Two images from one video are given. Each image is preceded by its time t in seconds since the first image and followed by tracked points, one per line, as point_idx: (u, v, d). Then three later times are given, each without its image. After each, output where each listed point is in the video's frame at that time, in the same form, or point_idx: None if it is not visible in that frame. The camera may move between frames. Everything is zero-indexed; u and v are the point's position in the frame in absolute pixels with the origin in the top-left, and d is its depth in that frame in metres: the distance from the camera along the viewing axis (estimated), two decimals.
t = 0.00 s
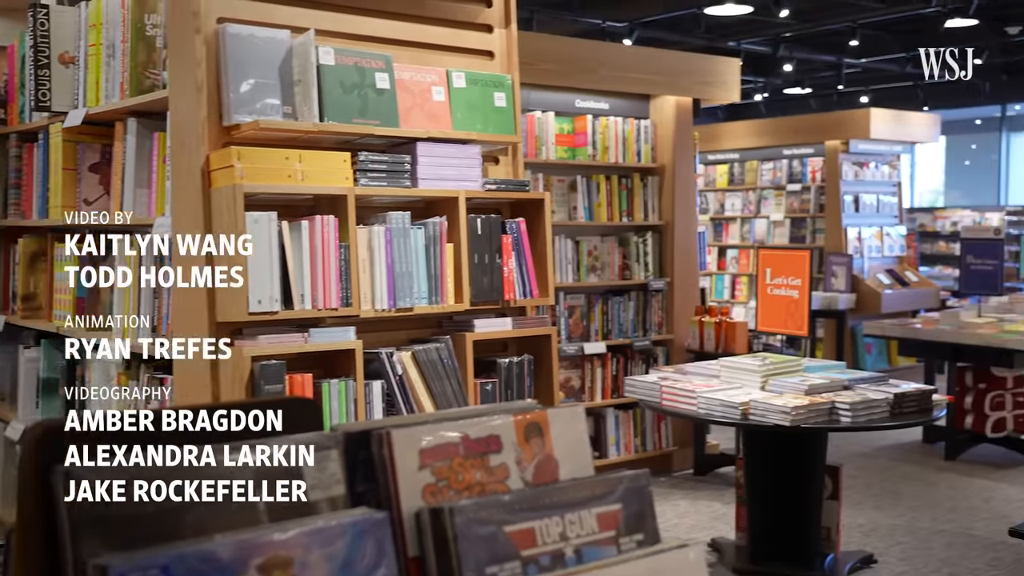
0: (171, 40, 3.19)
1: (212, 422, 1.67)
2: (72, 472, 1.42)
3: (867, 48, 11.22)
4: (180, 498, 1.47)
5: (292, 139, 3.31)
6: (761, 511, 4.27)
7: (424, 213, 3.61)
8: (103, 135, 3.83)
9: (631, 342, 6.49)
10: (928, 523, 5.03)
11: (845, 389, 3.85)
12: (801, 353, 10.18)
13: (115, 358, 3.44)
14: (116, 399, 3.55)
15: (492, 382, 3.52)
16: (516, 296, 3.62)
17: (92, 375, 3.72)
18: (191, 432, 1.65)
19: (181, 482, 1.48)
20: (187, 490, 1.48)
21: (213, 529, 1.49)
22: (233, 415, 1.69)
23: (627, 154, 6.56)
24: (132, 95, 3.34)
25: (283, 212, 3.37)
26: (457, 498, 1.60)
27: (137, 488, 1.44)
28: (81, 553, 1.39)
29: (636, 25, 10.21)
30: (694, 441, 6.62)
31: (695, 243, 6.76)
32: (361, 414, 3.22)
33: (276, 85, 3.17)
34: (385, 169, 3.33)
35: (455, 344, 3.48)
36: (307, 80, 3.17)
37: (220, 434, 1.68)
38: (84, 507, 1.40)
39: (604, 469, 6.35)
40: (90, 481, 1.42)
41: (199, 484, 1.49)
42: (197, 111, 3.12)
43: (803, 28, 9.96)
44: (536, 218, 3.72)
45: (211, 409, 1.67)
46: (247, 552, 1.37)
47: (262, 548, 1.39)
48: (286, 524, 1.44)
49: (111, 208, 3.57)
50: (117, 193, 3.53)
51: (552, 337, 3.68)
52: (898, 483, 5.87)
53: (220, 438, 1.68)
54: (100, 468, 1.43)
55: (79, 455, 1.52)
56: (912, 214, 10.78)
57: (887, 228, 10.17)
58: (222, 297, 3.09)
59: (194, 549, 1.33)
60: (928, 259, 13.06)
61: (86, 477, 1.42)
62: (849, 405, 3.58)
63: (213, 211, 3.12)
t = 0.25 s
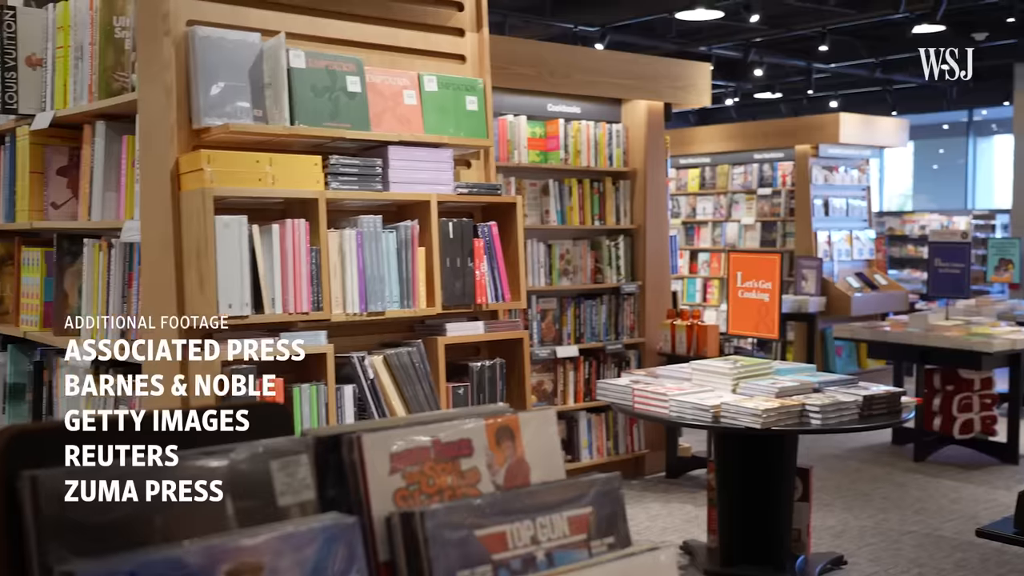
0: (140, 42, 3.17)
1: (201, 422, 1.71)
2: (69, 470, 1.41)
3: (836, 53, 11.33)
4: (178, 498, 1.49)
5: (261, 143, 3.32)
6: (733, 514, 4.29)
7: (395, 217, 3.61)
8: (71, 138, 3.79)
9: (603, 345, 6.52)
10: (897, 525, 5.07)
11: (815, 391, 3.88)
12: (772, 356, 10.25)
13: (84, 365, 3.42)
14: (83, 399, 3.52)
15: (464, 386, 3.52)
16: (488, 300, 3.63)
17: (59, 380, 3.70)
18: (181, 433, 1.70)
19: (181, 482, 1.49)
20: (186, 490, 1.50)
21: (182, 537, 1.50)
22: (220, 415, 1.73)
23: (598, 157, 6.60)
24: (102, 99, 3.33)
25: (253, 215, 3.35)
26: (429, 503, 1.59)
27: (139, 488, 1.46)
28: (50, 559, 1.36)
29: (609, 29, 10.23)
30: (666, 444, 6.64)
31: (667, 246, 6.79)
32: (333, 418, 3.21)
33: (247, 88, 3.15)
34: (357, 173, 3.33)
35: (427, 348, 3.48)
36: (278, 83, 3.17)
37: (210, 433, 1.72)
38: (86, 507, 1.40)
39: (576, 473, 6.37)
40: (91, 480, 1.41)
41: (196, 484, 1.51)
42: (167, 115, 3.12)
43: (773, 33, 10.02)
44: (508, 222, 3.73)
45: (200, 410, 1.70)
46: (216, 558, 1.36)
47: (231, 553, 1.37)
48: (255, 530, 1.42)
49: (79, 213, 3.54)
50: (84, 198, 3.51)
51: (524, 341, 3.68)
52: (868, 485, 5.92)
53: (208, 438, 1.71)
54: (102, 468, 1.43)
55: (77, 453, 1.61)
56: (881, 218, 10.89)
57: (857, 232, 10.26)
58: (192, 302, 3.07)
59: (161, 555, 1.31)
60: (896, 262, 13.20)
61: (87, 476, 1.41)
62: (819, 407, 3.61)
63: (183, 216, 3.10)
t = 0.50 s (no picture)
0: (108, 43, 3.15)
1: (201, 422, 1.73)
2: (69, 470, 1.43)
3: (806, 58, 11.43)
4: (178, 499, 1.52)
5: (230, 146, 3.29)
6: (705, 516, 4.30)
7: (366, 220, 3.60)
8: (38, 141, 3.76)
9: (575, 348, 6.52)
10: (866, 526, 5.12)
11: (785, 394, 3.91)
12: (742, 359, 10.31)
13: (50, 370, 3.39)
14: (50, 403, 3.49)
15: (435, 390, 3.53)
16: (459, 303, 3.64)
17: (26, 386, 3.66)
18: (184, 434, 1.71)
19: (180, 483, 1.52)
20: (187, 491, 1.53)
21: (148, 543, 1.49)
22: (220, 415, 1.76)
23: (570, 161, 6.59)
24: (69, 100, 3.30)
25: (223, 218, 3.34)
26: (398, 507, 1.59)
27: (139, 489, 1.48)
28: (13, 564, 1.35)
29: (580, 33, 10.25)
30: (638, 446, 6.66)
31: (638, 250, 6.82)
32: (303, 423, 3.16)
33: (215, 90, 3.14)
34: (327, 176, 3.31)
35: (398, 352, 3.48)
36: (247, 85, 3.15)
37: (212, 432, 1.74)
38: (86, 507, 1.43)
39: (548, 476, 6.37)
40: (92, 481, 1.44)
41: (196, 484, 1.54)
42: (134, 117, 3.08)
43: (743, 37, 10.09)
44: (480, 225, 3.73)
45: (201, 410, 1.73)
46: (182, 563, 1.34)
47: (197, 559, 1.36)
48: (222, 535, 1.41)
49: (46, 215, 3.51)
50: (50, 201, 3.48)
51: (495, 345, 3.68)
52: (838, 486, 5.96)
53: (208, 437, 1.73)
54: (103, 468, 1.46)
55: (76, 454, 1.63)
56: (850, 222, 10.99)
57: (826, 235, 10.34)
58: (160, 306, 3.05)
59: (125, 561, 1.30)
60: (865, 265, 13.32)
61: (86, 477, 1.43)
62: (789, 409, 3.64)
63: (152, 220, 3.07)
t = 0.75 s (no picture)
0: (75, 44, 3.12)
1: (200, 422, 1.79)
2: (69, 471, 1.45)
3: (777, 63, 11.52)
4: (179, 500, 1.53)
5: (199, 148, 3.27)
6: (676, 517, 4.32)
7: (336, 223, 3.59)
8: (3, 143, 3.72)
9: (547, 351, 6.53)
10: (835, 527, 5.15)
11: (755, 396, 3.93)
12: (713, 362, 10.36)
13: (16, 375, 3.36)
14: (15, 409, 3.46)
15: (406, 393, 3.52)
16: (430, 307, 3.64)
17: None
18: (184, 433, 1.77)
19: (180, 483, 1.53)
20: (186, 491, 1.54)
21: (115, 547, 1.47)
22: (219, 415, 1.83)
23: (541, 164, 6.59)
24: (35, 102, 3.27)
25: (190, 221, 3.32)
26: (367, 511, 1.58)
27: (138, 489, 1.49)
28: None
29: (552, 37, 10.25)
30: (609, 449, 6.68)
31: (609, 254, 6.85)
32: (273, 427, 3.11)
33: (184, 93, 3.12)
34: (297, 179, 3.29)
35: (369, 355, 3.47)
36: (216, 88, 3.13)
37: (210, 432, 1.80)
38: (85, 507, 1.45)
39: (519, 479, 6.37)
40: (92, 481, 1.46)
41: (197, 484, 1.54)
42: (102, 119, 3.07)
43: (714, 42, 10.15)
44: (451, 228, 3.73)
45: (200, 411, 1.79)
46: (149, 569, 1.33)
47: (165, 564, 1.34)
48: (190, 540, 1.39)
49: (11, 218, 3.47)
50: (16, 204, 3.45)
51: (466, 348, 3.69)
52: (809, 488, 6.00)
53: (207, 436, 1.79)
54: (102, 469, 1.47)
55: (77, 453, 1.71)
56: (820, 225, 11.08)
57: (796, 239, 10.41)
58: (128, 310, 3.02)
59: (90, 568, 1.29)
60: (835, 268, 13.44)
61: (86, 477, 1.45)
62: (759, 411, 3.66)
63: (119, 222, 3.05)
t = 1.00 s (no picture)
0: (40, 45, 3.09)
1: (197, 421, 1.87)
2: (70, 472, 1.49)
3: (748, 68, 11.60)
4: (179, 499, 1.56)
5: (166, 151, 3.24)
6: (647, 520, 4.33)
7: (306, 226, 3.58)
8: None
9: (518, 355, 6.53)
10: (804, 528, 5.19)
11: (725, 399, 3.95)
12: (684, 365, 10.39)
13: None
14: None
15: (376, 397, 3.50)
16: (400, 310, 3.63)
17: None
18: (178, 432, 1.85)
19: (181, 483, 1.57)
20: (186, 491, 1.57)
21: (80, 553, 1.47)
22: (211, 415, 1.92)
23: (513, 168, 6.61)
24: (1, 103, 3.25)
25: (159, 224, 3.29)
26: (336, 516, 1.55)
27: (139, 489, 1.54)
28: None
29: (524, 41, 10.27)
30: (581, 452, 6.68)
31: (580, 257, 6.87)
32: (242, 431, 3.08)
33: (151, 95, 3.09)
34: (266, 182, 3.28)
35: (338, 359, 3.45)
36: (184, 90, 3.11)
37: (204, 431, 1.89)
38: (86, 507, 1.48)
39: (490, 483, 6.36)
40: (92, 481, 1.49)
41: (197, 484, 1.56)
42: (67, 120, 3.03)
43: (685, 46, 10.20)
44: (421, 232, 3.73)
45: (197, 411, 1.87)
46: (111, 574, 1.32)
47: (128, 569, 1.34)
48: (156, 545, 1.38)
49: None
50: None
51: (436, 351, 3.68)
52: (779, 490, 6.03)
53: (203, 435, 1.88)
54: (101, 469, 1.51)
55: (76, 453, 1.76)
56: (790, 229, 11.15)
57: (766, 242, 10.47)
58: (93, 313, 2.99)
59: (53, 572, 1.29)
60: (804, 272, 13.53)
61: (86, 477, 1.49)
62: (729, 414, 3.67)
63: (85, 223, 3.02)
